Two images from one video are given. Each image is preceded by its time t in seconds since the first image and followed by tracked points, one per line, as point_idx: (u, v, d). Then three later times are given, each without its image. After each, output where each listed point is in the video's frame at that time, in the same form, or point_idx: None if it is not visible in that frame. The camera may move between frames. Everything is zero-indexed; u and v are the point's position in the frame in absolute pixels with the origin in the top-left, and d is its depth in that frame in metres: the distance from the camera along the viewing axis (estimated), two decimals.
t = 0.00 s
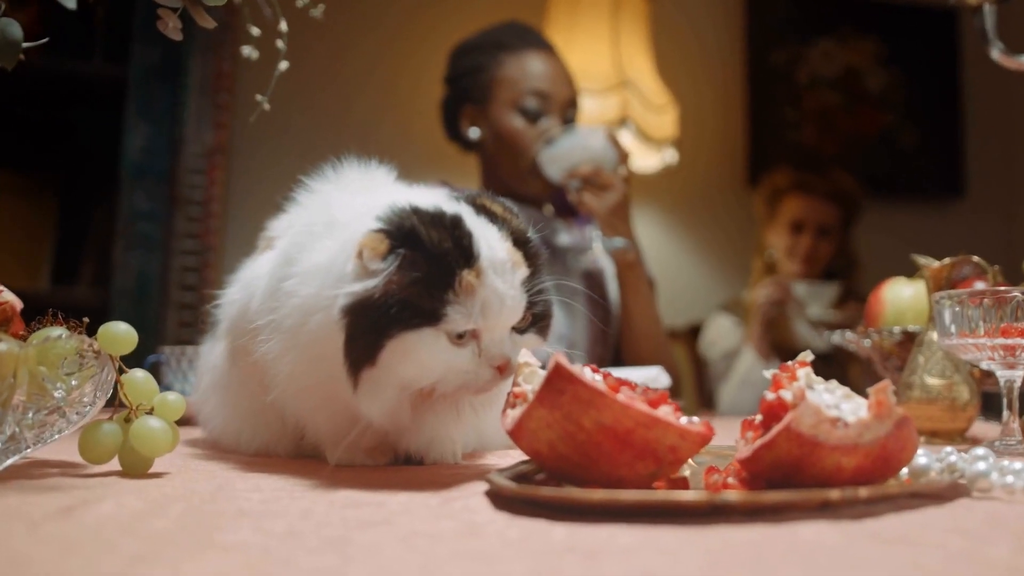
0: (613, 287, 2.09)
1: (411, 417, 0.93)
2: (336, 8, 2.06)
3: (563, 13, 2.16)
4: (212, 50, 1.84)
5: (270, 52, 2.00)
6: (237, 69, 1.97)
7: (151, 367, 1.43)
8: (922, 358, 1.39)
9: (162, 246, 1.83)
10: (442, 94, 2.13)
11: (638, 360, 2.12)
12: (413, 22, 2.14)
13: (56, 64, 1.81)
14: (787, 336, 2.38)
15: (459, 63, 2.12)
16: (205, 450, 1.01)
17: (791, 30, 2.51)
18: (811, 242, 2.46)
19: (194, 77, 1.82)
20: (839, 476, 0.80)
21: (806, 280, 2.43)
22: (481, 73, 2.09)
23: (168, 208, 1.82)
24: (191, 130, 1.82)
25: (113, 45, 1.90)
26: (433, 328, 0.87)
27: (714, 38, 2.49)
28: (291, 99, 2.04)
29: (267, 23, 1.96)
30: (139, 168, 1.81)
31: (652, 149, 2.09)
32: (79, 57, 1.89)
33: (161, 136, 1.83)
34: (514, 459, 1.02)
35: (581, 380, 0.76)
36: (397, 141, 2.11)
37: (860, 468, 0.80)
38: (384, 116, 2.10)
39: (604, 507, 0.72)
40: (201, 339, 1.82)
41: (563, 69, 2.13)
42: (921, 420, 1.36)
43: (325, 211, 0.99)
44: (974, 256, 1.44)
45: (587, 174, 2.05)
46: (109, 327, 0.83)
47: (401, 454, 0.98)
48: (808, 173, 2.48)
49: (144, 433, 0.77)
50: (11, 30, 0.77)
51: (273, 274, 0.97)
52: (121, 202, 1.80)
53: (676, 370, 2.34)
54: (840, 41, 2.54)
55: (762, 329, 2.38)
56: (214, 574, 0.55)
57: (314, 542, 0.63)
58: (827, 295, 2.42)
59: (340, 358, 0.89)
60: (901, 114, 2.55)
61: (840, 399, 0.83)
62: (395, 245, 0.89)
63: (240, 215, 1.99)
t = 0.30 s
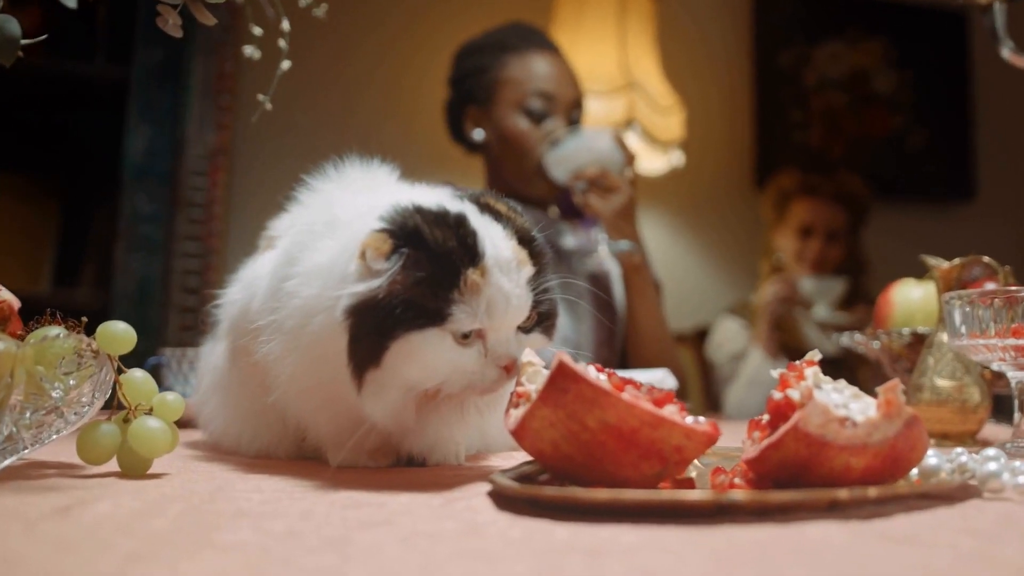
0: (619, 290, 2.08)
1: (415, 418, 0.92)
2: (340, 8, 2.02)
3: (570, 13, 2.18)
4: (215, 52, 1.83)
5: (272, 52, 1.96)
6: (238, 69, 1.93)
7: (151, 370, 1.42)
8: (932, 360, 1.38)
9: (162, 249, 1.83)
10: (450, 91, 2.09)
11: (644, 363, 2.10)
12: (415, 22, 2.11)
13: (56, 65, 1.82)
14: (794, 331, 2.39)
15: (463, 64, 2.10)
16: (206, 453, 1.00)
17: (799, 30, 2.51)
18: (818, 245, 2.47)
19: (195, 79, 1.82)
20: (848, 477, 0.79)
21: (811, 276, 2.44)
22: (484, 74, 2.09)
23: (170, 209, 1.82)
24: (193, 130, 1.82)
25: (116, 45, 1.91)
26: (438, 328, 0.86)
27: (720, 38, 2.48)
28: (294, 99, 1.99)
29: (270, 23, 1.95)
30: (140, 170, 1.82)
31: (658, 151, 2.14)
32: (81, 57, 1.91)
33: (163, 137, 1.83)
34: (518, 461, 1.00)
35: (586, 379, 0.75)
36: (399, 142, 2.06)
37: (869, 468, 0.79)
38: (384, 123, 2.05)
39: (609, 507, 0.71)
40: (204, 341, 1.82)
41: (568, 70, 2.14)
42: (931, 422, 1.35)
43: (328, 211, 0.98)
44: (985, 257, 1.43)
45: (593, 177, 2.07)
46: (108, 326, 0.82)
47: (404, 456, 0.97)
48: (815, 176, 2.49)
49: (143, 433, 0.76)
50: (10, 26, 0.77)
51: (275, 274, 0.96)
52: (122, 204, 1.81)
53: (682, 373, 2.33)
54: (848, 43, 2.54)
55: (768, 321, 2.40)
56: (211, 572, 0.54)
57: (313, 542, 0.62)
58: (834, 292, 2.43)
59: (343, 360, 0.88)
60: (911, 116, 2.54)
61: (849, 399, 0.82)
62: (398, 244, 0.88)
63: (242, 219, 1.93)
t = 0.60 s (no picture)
0: (622, 293, 2.06)
1: (414, 420, 0.91)
2: (339, 9, 2.06)
3: (572, 13, 2.18)
4: (214, 55, 1.83)
5: (271, 52, 1.98)
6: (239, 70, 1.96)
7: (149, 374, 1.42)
8: (939, 362, 1.37)
9: (163, 253, 1.83)
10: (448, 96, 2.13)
11: (647, 366, 2.09)
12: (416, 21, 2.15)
13: (54, 67, 1.81)
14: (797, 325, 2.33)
15: (463, 66, 2.11)
16: (203, 457, 0.99)
17: (802, 32, 2.50)
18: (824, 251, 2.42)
19: (195, 83, 1.81)
20: (853, 479, 0.77)
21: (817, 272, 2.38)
22: (485, 75, 2.08)
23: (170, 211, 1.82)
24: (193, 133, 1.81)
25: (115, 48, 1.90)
26: (437, 329, 0.85)
27: (724, 41, 2.49)
28: (293, 100, 2.05)
29: (270, 23, 1.96)
30: (139, 172, 1.81)
31: (660, 153, 2.09)
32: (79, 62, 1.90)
33: (162, 140, 1.83)
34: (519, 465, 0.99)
35: (586, 380, 0.74)
36: (400, 143, 2.12)
37: (874, 470, 0.77)
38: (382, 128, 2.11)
39: (609, 510, 0.70)
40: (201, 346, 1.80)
41: (571, 70, 2.11)
42: (937, 425, 1.33)
43: (325, 211, 0.98)
44: (993, 258, 1.42)
45: (595, 178, 2.03)
46: (103, 328, 0.81)
47: (402, 459, 0.96)
48: (820, 177, 2.46)
49: (137, 436, 0.75)
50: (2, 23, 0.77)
51: (272, 276, 0.95)
52: (121, 208, 1.80)
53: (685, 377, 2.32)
54: (853, 43, 2.53)
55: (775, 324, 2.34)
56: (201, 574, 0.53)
57: (308, 544, 0.61)
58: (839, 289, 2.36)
59: (341, 361, 0.87)
60: (917, 117, 2.52)
61: (854, 400, 0.81)
62: (396, 244, 0.87)
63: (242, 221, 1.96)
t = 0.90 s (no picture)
0: (619, 298, 2.05)
1: (405, 426, 0.90)
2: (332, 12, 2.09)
3: (570, 16, 2.16)
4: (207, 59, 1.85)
5: (263, 54, 2.01)
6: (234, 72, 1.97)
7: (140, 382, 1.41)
8: (939, 367, 1.35)
9: (157, 260, 1.82)
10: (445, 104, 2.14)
11: (645, 372, 2.08)
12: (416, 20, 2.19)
13: (47, 71, 1.80)
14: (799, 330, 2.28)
15: (461, 67, 2.10)
16: (191, 464, 0.98)
17: (802, 34, 2.49)
18: (824, 259, 2.38)
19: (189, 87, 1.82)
20: (850, 485, 0.76)
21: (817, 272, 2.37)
22: (481, 78, 2.05)
23: (161, 215, 1.82)
24: (187, 140, 1.83)
25: (107, 53, 1.90)
26: (427, 333, 0.84)
27: (724, 43, 2.50)
28: (286, 104, 2.06)
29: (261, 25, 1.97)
30: (132, 178, 1.80)
31: (659, 157, 2.10)
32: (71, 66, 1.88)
33: (155, 144, 1.82)
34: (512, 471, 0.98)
35: (577, 384, 0.73)
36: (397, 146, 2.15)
37: (871, 476, 0.76)
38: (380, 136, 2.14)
39: (600, 517, 0.68)
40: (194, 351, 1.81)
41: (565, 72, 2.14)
42: (937, 431, 1.31)
43: (315, 215, 0.97)
44: (993, 262, 1.41)
45: (592, 183, 2.02)
46: (87, 332, 0.81)
47: (393, 466, 0.95)
48: (819, 181, 2.46)
49: (122, 442, 0.74)
50: None
51: (261, 280, 0.94)
52: (114, 214, 1.79)
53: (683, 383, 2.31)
54: (855, 46, 2.52)
55: (776, 328, 2.26)
56: None
57: (291, 551, 0.60)
58: (839, 291, 2.35)
59: (330, 367, 0.86)
60: (919, 121, 2.52)
61: (851, 405, 0.79)
62: (385, 247, 0.86)
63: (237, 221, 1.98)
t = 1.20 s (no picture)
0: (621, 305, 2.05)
1: (403, 433, 0.89)
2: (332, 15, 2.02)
3: (572, 22, 2.17)
4: (207, 65, 1.87)
5: (261, 58, 1.97)
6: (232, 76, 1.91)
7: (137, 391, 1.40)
8: (945, 373, 1.34)
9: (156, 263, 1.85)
10: (446, 107, 2.13)
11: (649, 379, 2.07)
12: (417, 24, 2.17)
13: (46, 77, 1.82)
14: (805, 335, 2.29)
15: (461, 71, 2.11)
16: (188, 471, 0.97)
17: (803, 37, 2.48)
18: (830, 264, 2.40)
19: (188, 91, 1.85)
20: (853, 492, 0.75)
21: (823, 275, 2.38)
22: (481, 81, 2.07)
23: (162, 222, 1.85)
24: (187, 146, 1.85)
25: (106, 56, 1.91)
26: (425, 338, 0.84)
27: (728, 46, 2.49)
28: (284, 108, 1.99)
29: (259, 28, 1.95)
30: (132, 185, 1.84)
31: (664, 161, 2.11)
32: (69, 70, 1.89)
33: (154, 149, 1.85)
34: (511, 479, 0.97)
35: (575, 390, 0.72)
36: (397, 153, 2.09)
37: (875, 483, 0.75)
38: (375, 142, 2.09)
39: (599, 525, 0.68)
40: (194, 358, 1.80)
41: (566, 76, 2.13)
42: (943, 437, 1.30)
43: (311, 219, 0.96)
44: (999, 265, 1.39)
45: (595, 189, 2.02)
46: (82, 338, 0.81)
47: (392, 474, 0.95)
48: (825, 189, 2.45)
49: (118, 450, 0.74)
50: None
51: (257, 285, 0.94)
52: (114, 219, 1.83)
53: (688, 390, 2.29)
54: (861, 49, 2.50)
55: (783, 332, 2.31)
56: None
57: (284, 560, 0.59)
58: (845, 292, 2.37)
59: (327, 372, 0.85)
60: (927, 126, 2.48)
61: (854, 410, 0.78)
62: (382, 252, 0.86)
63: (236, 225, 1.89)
